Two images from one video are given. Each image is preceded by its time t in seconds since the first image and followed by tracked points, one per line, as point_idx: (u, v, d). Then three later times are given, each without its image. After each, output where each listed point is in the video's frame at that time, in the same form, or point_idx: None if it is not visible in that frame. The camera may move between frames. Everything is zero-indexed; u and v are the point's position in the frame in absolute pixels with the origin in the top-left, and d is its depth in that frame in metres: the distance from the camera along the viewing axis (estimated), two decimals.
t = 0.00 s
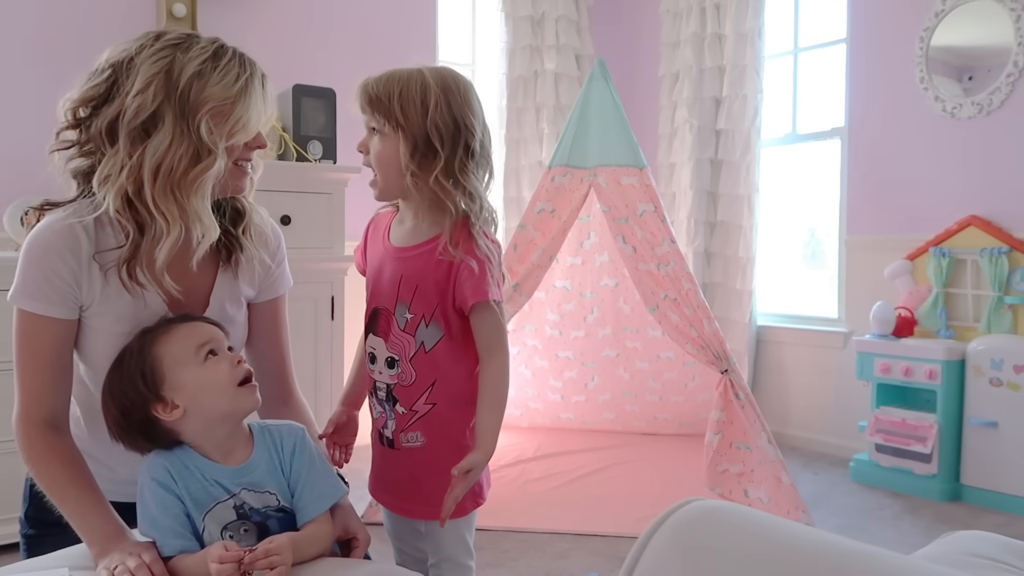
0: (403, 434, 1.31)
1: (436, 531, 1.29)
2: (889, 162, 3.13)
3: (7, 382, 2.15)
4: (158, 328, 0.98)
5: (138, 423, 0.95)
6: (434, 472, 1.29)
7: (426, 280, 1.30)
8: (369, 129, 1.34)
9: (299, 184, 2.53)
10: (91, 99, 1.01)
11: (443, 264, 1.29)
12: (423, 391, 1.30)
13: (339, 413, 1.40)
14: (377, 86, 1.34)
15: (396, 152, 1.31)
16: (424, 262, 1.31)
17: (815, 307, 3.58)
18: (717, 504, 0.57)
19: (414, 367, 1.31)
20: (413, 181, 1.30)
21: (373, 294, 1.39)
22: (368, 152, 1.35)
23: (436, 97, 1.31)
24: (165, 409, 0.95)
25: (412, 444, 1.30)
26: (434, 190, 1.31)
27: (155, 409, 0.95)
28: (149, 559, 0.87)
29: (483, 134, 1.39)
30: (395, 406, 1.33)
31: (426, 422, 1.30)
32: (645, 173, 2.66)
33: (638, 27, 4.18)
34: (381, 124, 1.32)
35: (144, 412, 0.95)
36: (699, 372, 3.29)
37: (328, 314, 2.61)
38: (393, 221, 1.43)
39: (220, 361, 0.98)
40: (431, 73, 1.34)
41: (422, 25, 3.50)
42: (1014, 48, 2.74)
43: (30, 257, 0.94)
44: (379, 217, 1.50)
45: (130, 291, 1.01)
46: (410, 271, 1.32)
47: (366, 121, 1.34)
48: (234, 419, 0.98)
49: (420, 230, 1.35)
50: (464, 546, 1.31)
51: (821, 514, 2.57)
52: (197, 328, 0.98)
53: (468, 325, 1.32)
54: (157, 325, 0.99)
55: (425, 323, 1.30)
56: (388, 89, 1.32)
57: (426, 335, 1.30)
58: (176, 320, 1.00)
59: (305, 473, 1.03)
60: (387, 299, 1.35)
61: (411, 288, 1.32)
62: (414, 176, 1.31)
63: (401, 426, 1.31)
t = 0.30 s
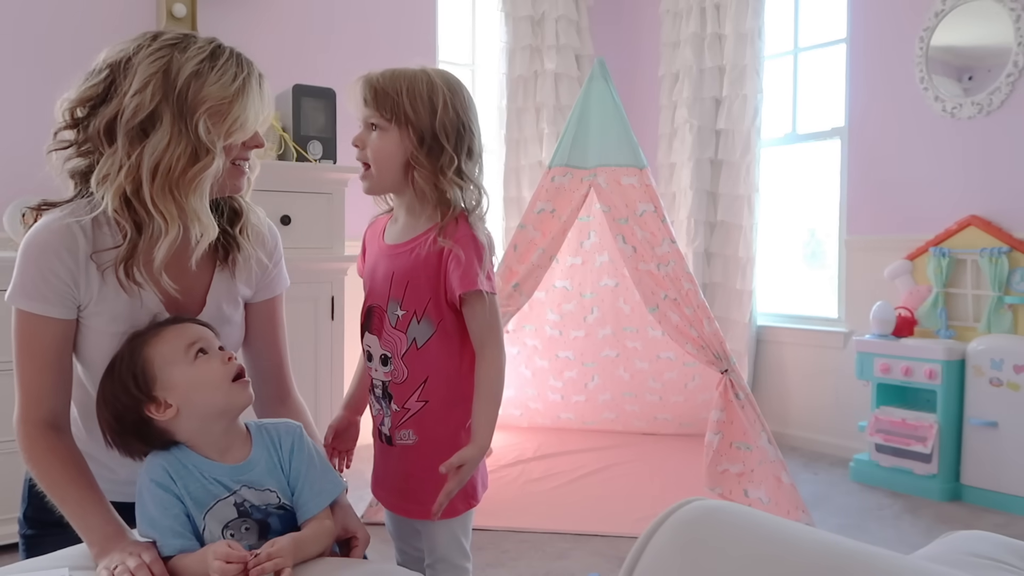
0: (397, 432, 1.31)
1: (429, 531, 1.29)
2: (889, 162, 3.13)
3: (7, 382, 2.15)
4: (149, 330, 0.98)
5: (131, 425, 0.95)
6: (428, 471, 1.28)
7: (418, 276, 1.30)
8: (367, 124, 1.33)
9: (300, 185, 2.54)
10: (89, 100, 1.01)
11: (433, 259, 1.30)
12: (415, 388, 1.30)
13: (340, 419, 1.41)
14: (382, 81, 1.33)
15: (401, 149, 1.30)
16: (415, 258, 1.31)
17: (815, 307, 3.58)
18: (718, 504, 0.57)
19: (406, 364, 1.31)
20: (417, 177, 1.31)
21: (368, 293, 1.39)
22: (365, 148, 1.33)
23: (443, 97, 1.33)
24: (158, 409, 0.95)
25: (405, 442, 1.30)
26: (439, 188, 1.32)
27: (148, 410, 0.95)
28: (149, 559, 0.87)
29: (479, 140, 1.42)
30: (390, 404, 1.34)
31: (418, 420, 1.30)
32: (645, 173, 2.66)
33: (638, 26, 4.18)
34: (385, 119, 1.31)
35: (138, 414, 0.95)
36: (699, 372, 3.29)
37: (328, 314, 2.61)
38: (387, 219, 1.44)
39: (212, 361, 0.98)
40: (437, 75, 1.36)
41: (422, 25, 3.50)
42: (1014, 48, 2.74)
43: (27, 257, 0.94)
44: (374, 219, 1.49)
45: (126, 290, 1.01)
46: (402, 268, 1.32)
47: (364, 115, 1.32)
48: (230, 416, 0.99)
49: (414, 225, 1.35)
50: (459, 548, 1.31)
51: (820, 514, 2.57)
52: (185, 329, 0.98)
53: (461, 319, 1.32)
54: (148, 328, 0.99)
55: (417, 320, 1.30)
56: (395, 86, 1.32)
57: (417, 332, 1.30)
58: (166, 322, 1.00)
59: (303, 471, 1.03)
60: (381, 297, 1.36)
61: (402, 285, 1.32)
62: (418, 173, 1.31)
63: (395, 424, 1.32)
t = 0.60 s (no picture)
0: (395, 430, 1.31)
1: (427, 530, 1.29)
2: (888, 161, 3.13)
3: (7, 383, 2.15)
4: (137, 340, 0.98)
5: (128, 435, 0.96)
6: (426, 469, 1.28)
7: (416, 273, 1.31)
8: (363, 125, 1.34)
9: (300, 185, 2.54)
10: (88, 99, 1.01)
11: (431, 256, 1.30)
12: (413, 386, 1.30)
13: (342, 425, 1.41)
14: (375, 83, 1.33)
15: (394, 148, 1.31)
16: (413, 255, 1.32)
17: (815, 307, 3.58)
18: (718, 504, 0.57)
19: (404, 362, 1.31)
20: (411, 177, 1.31)
21: (366, 291, 1.39)
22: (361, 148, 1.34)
23: (436, 96, 1.33)
24: (154, 417, 0.95)
25: (404, 440, 1.30)
26: (433, 186, 1.32)
27: (143, 419, 0.95)
28: (148, 559, 0.87)
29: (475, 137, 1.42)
30: (389, 402, 1.33)
31: (416, 418, 1.30)
32: (645, 173, 2.66)
33: (638, 25, 4.18)
34: (379, 120, 1.31)
35: (133, 423, 0.95)
36: (699, 372, 3.29)
37: (328, 314, 2.61)
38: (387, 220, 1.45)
39: (203, 363, 0.98)
40: (431, 75, 1.35)
41: (422, 25, 3.50)
42: (1014, 48, 2.75)
43: (27, 258, 0.94)
44: (374, 221, 1.50)
45: (126, 289, 1.01)
46: (401, 265, 1.32)
47: (360, 116, 1.33)
48: (227, 417, 0.99)
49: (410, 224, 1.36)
50: (458, 548, 1.31)
51: (820, 514, 2.57)
52: (173, 333, 0.98)
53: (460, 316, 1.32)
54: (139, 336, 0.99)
55: (414, 317, 1.30)
56: (388, 87, 1.32)
57: (415, 329, 1.30)
58: (155, 328, 1.00)
59: (305, 470, 1.03)
60: (378, 295, 1.36)
61: (400, 282, 1.32)
62: (412, 173, 1.31)
63: (393, 421, 1.32)
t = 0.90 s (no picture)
0: (395, 431, 1.31)
1: (429, 529, 1.29)
2: (888, 161, 3.13)
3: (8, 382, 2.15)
4: (148, 339, 0.98)
5: (138, 432, 0.96)
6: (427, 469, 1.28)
7: (414, 274, 1.31)
8: (359, 127, 1.34)
9: (300, 184, 2.54)
10: (91, 97, 1.02)
11: (428, 256, 1.30)
12: (413, 387, 1.30)
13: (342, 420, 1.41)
14: (370, 85, 1.34)
15: (389, 150, 1.31)
16: (410, 255, 1.31)
17: (815, 307, 3.58)
18: (719, 504, 0.57)
19: (404, 363, 1.31)
20: (407, 179, 1.31)
21: (365, 292, 1.39)
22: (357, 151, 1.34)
23: (430, 97, 1.33)
24: (167, 412, 0.95)
25: (404, 441, 1.30)
26: (428, 188, 1.32)
27: (156, 416, 0.95)
28: (149, 559, 0.88)
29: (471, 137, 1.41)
30: (388, 403, 1.33)
31: (417, 418, 1.30)
32: (645, 173, 2.66)
33: (638, 26, 4.18)
34: (374, 122, 1.32)
35: (144, 420, 0.96)
36: (699, 372, 3.29)
37: (328, 314, 2.61)
38: (384, 221, 1.45)
39: (214, 359, 0.98)
40: (425, 75, 1.35)
41: (422, 25, 3.50)
42: (1014, 48, 2.74)
43: (30, 255, 0.94)
44: (371, 223, 1.50)
45: (129, 287, 1.01)
46: (398, 266, 1.32)
47: (356, 119, 1.34)
48: (238, 413, 0.99)
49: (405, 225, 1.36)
50: (459, 548, 1.31)
51: (820, 514, 2.57)
52: (185, 330, 0.99)
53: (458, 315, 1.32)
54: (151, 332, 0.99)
55: (413, 318, 1.30)
56: (382, 89, 1.33)
57: (414, 329, 1.30)
58: (167, 326, 1.00)
59: (314, 471, 1.03)
60: (376, 296, 1.36)
61: (398, 282, 1.32)
62: (407, 175, 1.31)
63: (393, 421, 1.32)
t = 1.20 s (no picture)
0: (394, 431, 1.31)
1: (428, 530, 1.29)
2: (888, 161, 3.14)
3: (8, 382, 2.15)
4: (150, 340, 0.98)
5: (143, 431, 0.96)
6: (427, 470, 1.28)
7: (416, 274, 1.31)
8: (361, 126, 1.34)
9: (300, 185, 2.54)
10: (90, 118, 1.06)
11: (430, 256, 1.30)
12: (413, 386, 1.30)
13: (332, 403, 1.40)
14: (372, 85, 1.33)
15: (391, 150, 1.31)
16: (412, 255, 1.32)
17: (815, 307, 3.58)
18: (719, 504, 0.57)
19: (404, 362, 1.31)
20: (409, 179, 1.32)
21: (365, 291, 1.39)
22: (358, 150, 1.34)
23: (432, 97, 1.33)
24: (170, 412, 0.96)
25: (403, 441, 1.30)
26: (431, 188, 1.32)
27: (158, 415, 0.96)
28: (149, 559, 0.88)
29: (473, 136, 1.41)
30: (387, 403, 1.33)
31: (416, 418, 1.30)
32: (645, 173, 2.66)
33: (637, 27, 4.18)
34: (375, 121, 1.32)
35: (147, 420, 0.96)
36: (699, 372, 3.29)
37: (328, 314, 2.61)
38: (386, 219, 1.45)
39: (217, 359, 0.98)
40: (428, 75, 1.35)
41: (422, 25, 3.50)
42: (1014, 48, 2.74)
43: (40, 255, 0.95)
44: (371, 222, 1.50)
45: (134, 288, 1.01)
46: (399, 265, 1.33)
47: (358, 118, 1.34)
48: (241, 413, 0.99)
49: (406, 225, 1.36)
50: (458, 549, 1.32)
51: (820, 514, 2.58)
52: (188, 330, 0.99)
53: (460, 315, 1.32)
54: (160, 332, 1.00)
55: (414, 317, 1.30)
56: (384, 88, 1.32)
57: (414, 328, 1.30)
58: (170, 326, 1.00)
59: (316, 472, 1.03)
60: (377, 295, 1.35)
61: (399, 282, 1.32)
62: (409, 175, 1.32)
63: (392, 422, 1.32)
